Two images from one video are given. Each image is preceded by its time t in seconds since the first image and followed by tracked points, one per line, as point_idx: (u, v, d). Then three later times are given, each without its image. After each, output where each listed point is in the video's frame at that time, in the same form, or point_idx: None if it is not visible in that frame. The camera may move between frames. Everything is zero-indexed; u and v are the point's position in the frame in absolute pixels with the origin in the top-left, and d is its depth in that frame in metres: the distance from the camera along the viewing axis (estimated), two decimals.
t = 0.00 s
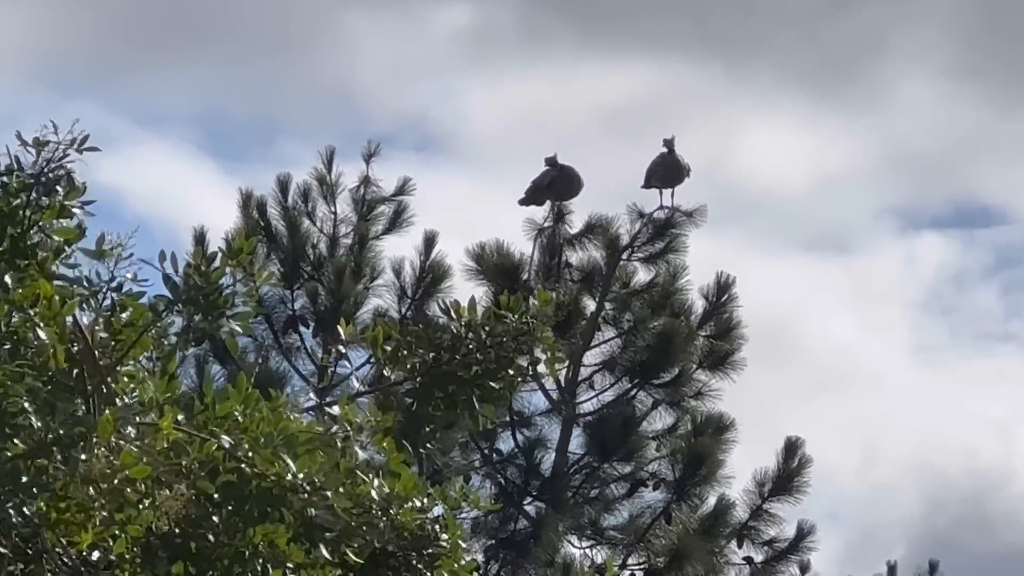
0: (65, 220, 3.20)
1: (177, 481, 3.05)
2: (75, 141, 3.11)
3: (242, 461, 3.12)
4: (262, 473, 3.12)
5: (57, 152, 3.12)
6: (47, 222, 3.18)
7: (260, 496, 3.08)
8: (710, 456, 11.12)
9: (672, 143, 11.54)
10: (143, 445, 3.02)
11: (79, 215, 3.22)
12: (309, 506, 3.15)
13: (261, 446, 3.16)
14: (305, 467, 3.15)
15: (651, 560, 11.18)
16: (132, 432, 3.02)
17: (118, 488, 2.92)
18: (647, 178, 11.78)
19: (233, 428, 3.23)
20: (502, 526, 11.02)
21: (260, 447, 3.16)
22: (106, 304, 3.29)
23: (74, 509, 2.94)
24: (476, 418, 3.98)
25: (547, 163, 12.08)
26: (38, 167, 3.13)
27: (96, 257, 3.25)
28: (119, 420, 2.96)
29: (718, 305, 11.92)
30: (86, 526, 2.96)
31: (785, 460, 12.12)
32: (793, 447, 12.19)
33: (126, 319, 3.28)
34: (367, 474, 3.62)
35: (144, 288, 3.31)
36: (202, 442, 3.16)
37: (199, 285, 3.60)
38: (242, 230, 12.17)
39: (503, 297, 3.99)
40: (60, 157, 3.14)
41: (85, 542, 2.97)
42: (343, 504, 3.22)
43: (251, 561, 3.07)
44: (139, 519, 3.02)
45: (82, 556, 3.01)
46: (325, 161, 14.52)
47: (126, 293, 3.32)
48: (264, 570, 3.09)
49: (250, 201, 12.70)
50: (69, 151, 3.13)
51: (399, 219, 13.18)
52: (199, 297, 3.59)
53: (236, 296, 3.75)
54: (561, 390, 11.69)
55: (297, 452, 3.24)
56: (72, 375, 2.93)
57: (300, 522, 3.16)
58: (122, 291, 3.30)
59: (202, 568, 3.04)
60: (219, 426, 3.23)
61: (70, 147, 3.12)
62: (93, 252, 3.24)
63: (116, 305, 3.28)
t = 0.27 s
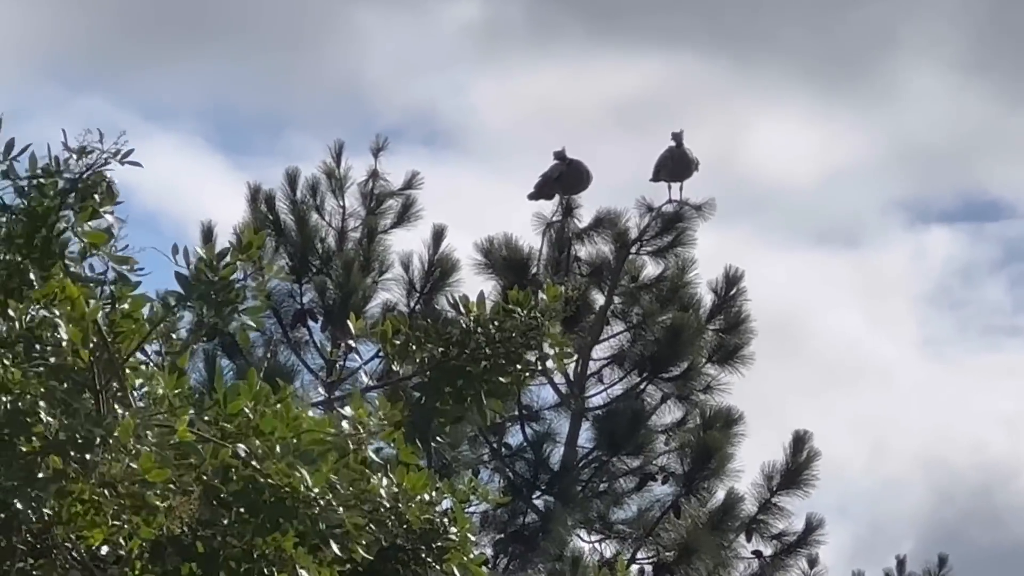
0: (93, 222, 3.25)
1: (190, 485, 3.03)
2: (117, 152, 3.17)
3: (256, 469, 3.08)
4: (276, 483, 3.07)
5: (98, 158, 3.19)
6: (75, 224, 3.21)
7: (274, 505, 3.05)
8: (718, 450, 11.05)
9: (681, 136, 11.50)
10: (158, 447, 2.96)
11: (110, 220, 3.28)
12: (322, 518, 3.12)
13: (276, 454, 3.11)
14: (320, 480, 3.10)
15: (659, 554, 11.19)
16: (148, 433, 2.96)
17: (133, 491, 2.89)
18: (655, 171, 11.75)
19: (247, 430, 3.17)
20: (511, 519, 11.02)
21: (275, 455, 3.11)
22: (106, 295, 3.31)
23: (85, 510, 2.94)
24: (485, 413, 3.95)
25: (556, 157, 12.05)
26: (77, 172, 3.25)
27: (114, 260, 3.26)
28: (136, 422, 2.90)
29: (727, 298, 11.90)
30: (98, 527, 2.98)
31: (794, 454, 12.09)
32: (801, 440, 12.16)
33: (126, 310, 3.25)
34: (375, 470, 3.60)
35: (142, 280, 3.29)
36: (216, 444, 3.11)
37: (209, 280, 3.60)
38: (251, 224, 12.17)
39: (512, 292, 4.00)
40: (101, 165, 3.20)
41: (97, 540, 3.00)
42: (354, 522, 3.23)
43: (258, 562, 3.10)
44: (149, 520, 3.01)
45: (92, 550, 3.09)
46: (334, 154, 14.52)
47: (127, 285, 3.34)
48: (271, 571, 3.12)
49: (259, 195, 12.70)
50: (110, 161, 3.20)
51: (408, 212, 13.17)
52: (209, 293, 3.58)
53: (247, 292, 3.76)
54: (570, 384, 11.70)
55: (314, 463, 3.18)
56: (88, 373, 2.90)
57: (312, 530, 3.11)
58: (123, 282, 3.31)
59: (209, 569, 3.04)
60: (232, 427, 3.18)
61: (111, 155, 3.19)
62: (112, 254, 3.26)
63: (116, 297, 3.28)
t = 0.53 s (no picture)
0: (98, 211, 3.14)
1: (197, 477, 3.07)
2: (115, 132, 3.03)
3: (263, 459, 3.05)
4: (283, 471, 3.03)
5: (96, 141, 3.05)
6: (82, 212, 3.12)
7: (282, 493, 2.99)
8: (724, 447, 11.06)
9: (686, 133, 11.50)
10: (165, 438, 3.02)
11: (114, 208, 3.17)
12: (330, 506, 3.06)
13: (282, 446, 3.08)
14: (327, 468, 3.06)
15: (665, 551, 11.19)
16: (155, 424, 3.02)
17: (139, 480, 2.93)
18: (661, 169, 11.76)
19: (254, 426, 3.18)
20: (517, 517, 11.05)
21: (280, 447, 3.09)
22: (124, 294, 3.32)
23: (93, 503, 3.01)
24: (491, 410, 3.97)
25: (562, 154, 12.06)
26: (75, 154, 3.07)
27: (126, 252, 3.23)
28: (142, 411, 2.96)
29: (732, 296, 11.90)
30: (106, 519, 3.04)
31: (799, 451, 12.09)
32: (806, 437, 12.16)
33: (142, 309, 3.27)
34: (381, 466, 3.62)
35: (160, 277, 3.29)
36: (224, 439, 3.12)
37: (210, 282, 3.58)
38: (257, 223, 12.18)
39: (518, 290, 4.01)
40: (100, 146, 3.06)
41: (104, 533, 3.06)
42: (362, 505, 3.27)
43: (266, 558, 3.06)
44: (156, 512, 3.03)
45: (99, 547, 3.11)
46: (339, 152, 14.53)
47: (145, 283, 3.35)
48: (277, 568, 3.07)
49: (265, 193, 12.71)
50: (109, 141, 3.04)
51: (413, 210, 13.18)
52: (210, 296, 3.56)
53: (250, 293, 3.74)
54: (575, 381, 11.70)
55: (318, 454, 3.23)
56: (93, 364, 2.94)
57: (319, 519, 3.06)
58: (140, 280, 3.31)
59: (218, 565, 3.00)
60: (239, 423, 3.19)
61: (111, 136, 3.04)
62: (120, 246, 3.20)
63: (134, 296, 3.29)
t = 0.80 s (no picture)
0: (99, 198, 3.24)
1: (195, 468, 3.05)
2: (113, 111, 3.15)
3: (263, 447, 3.14)
4: (284, 458, 3.13)
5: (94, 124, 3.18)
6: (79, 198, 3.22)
7: (280, 480, 3.08)
8: (726, 447, 11.06)
9: (688, 134, 11.50)
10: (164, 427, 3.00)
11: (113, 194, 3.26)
12: (329, 492, 3.15)
13: (281, 433, 3.18)
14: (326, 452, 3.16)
15: (667, 551, 11.18)
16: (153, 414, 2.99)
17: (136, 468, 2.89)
18: (663, 169, 11.75)
19: (253, 416, 3.26)
20: (519, 517, 11.05)
21: (280, 434, 3.18)
22: (119, 291, 3.37)
23: (95, 492, 3.02)
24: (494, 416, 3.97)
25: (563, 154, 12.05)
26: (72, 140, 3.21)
27: (120, 240, 3.30)
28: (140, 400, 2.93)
29: (734, 296, 11.89)
30: (107, 510, 3.05)
31: (801, 451, 12.09)
32: (809, 437, 12.16)
33: (139, 305, 3.29)
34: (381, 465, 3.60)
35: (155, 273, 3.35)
36: (222, 430, 3.19)
37: (211, 272, 3.62)
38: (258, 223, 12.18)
39: (523, 294, 4.01)
40: (98, 131, 3.20)
41: (104, 525, 3.07)
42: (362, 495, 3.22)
43: (268, 553, 3.07)
44: (156, 504, 3.08)
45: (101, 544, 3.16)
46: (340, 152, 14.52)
47: (139, 278, 3.40)
48: (281, 564, 3.08)
49: (266, 193, 12.71)
50: (106, 123, 3.19)
51: (415, 210, 13.18)
52: (211, 283, 3.61)
53: (250, 284, 3.78)
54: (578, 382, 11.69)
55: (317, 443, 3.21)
56: (93, 360, 2.93)
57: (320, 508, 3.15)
58: (135, 275, 3.37)
59: (220, 558, 3.02)
60: (237, 413, 3.27)
61: (109, 117, 3.17)
62: (117, 234, 3.29)
63: (130, 292, 3.35)
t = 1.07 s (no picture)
0: (95, 198, 3.18)
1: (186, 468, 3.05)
2: (113, 115, 3.17)
3: (255, 449, 3.12)
4: (276, 461, 3.12)
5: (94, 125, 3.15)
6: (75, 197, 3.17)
7: (273, 484, 3.08)
8: (720, 448, 11.04)
9: (683, 134, 11.49)
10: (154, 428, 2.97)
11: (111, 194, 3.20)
12: (319, 495, 3.17)
13: (274, 435, 3.15)
14: (318, 456, 3.16)
15: (663, 552, 11.25)
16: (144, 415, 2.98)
17: (128, 468, 2.86)
18: (659, 170, 11.74)
19: (245, 416, 3.23)
20: (513, 518, 11.05)
21: (273, 436, 3.15)
22: (110, 288, 3.33)
23: (86, 491, 3.01)
24: (487, 412, 3.95)
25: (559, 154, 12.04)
26: (71, 139, 3.19)
27: (115, 238, 3.29)
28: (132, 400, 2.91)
29: (728, 297, 11.91)
30: (99, 507, 3.05)
31: (796, 452, 12.07)
32: (804, 438, 12.15)
33: (131, 302, 3.28)
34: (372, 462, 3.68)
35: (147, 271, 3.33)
36: (214, 429, 3.14)
37: (205, 267, 3.60)
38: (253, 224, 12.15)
39: (514, 290, 3.97)
40: (98, 132, 3.18)
41: (95, 521, 3.09)
42: (355, 495, 3.31)
43: (258, 552, 3.11)
44: (147, 502, 3.05)
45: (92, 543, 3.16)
46: (335, 153, 14.51)
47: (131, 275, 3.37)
48: (269, 565, 3.12)
49: (260, 194, 12.69)
50: (106, 126, 3.19)
51: (409, 211, 13.16)
52: (206, 279, 3.59)
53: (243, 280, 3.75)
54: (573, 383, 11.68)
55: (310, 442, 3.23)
56: (84, 359, 2.92)
57: (308, 509, 3.18)
58: (127, 273, 3.33)
59: (209, 559, 3.03)
60: (230, 412, 3.25)
61: (110, 119, 3.18)
62: (112, 232, 3.28)
63: (122, 289, 3.31)
